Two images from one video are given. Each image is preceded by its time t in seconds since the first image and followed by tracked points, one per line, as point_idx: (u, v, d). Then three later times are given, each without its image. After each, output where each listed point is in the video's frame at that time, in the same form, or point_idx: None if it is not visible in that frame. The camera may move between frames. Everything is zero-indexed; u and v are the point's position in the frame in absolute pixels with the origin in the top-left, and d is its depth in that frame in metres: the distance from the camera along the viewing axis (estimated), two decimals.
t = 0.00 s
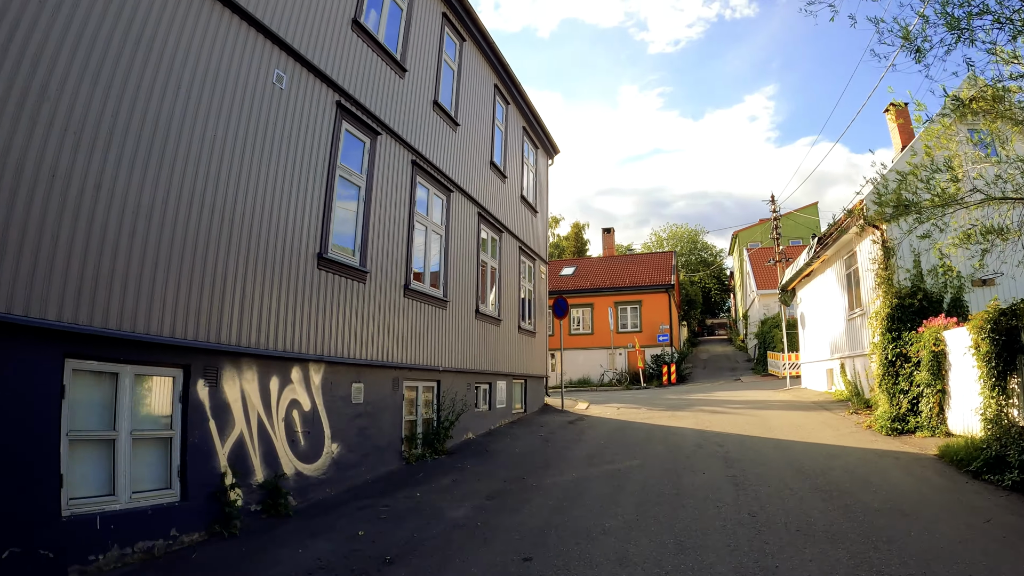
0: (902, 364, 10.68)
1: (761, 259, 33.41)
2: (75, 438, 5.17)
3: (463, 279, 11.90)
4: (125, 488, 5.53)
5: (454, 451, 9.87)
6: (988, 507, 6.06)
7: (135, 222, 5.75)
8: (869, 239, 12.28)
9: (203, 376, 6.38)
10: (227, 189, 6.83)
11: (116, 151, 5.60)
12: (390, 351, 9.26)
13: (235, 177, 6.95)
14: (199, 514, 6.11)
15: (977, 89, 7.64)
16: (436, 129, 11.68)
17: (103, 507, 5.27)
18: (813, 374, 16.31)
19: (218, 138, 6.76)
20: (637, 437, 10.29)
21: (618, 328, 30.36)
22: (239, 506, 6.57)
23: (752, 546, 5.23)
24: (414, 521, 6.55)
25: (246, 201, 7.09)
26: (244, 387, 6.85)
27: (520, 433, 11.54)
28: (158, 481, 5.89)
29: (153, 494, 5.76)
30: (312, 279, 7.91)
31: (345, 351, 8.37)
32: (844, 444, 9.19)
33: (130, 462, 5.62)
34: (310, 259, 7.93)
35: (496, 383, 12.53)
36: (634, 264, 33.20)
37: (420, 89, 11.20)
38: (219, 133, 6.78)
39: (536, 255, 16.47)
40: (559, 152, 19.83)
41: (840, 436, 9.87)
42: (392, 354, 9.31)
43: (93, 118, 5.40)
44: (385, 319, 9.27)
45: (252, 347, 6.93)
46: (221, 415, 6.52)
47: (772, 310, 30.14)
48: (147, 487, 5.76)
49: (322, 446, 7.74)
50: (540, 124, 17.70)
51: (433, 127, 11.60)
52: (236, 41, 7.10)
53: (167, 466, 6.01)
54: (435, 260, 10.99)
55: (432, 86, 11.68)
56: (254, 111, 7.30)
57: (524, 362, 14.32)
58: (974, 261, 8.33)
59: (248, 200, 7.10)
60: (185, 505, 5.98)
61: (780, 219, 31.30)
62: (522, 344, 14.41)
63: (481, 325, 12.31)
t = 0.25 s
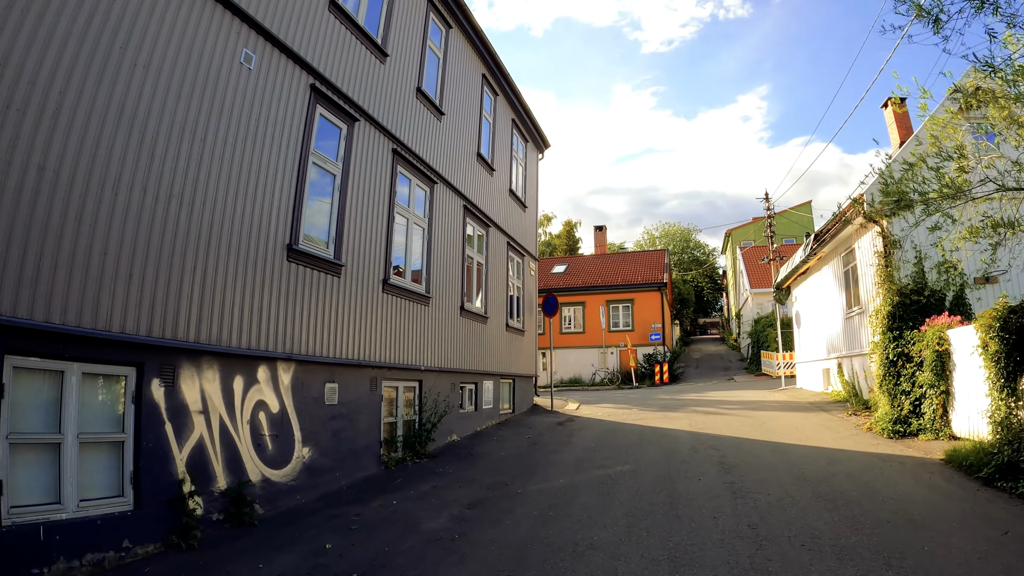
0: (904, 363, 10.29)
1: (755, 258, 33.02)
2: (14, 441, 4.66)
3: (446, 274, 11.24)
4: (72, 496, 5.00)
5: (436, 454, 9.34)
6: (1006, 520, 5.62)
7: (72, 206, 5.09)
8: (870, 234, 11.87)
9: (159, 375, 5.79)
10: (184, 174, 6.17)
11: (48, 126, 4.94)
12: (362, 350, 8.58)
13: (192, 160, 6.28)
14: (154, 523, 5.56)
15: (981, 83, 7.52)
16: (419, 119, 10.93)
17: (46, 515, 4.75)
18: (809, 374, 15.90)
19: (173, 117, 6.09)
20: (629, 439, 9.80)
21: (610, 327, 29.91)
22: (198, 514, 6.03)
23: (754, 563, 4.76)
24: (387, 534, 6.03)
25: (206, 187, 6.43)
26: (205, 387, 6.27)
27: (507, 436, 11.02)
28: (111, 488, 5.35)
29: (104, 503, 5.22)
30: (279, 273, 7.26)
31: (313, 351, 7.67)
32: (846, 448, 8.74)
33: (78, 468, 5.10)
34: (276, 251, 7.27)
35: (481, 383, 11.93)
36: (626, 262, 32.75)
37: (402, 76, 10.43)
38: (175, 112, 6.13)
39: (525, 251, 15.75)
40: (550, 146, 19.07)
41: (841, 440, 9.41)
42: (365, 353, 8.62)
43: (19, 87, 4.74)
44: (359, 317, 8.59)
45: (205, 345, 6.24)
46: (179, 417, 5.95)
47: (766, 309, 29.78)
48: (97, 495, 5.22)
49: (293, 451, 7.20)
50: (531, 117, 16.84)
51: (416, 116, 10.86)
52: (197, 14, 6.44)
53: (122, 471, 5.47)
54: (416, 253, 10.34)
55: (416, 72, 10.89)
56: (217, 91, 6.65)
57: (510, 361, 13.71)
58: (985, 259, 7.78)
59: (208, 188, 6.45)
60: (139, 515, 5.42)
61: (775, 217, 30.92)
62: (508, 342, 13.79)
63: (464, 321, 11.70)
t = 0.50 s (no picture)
0: (908, 364, 9.92)
1: (750, 256, 32.66)
2: None
3: (432, 270, 10.68)
4: (15, 506, 4.50)
5: (421, 458, 8.86)
6: None
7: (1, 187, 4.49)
8: (874, 230, 11.47)
9: (114, 375, 5.24)
10: (138, 158, 5.57)
11: None
12: (340, 350, 8.01)
13: (150, 144, 5.71)
14: (109, 535, 5.00)
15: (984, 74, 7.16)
16: (406, 106, 10.32)
17: None
18: (807, 374, 15.51)
19: (131, 97, 5.55)
20: (622, 442, 9.36)
21: (603, 325, 29.47)
22: (158, 526, 5.45)
23: None
24: (362, 548, 5.55)
25: (167, 174, 5.86)
26: (167, 389, 5.73)
27: (496, 438, 10.55)
28: (61, 497, 4.83)
29: (52, 513, 4.70)
30: (248, 268, 6.69)
31: (286, 350, 7.10)
32: (850, 453, 8.31)
33: (20, 475, 4.59)
34: (246, 244, 6.70)
35: (468, 384, 11.40)
36: (620, 260, 32.31)
37: (387, 60, 9.81)
38: (133, 92, 5.58)
39: (517, 247, 15.18)
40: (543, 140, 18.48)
41: (844, 443, 8.99)
42: (343, 352, 8.05)
43: None
44: (337, 314, 8.02)
45: (163, 342, 5.68)
46: (136, 419, 5.39)
47: (760, 307, 29.43)
48: (44, 505, 4.71)
49: (262, 457, 6.67)
50: (523, 109, 16.25)
51: (402, 104, 10.25)
52: None
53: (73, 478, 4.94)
54: (400, 246, 9.78)
55: (402, 57, 10.27)
56: (178, 69, 6.07)
57: (499, 361, 13.18)
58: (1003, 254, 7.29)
59: (167, 174, 5.86)
60: (92, 526, 4.89)
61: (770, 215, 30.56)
62: (497, 340, 13.27)
63: (450, 319, 11.16)
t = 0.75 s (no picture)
0: (915, 365, 9.49)
1: (747, 255, 32.26)
2: None
3: (417, 265, 10.12)
4: None
5: (403, 463, 8.36)
6: None
7: None
8: (878, 226, 11.06)
9: (57, 374, 4.69)
10: (87, 134, 4.99)
11: None
12: (316, 349, 7.44)
13: (99, 121, 5.10)
14: (53, 550, 4.46)
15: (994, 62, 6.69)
16: (390, 92, 9.72)
17: None
18: (806, 375, 15.10)
19: (77, 66, 4.94)
20: (616, 445, 8.89)
21: (597, 325, 29.01)
22: (109, 539, 4.88)
23: None
24: (331, 564, 5.04)
25: (119, 154, 5.26)
26: (121, 389, 5.18)
27: (484, 441, 10.06)
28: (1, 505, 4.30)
29: None
30: (213, 260, 6.11)
31: (254, 349, 6.54)
32: (858, 459, 7.86)
33: None
34: (210, 233, 6.12)
35: (456, 385, 10.86)
36: (615, 259, 31.83)
37: (370, 41, 9.21)
38: (80, 60, 4.98)
39: (508, 242, 14.60)
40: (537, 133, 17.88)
41: (850, 448, 8.56)
42: (320, 351, 7.48)
43: None
44: (313, 310, 7.46)
45: (113, 338, 5.08)
46: (84, 421, 4.84)
47: (756, 307, 29.03)
48: None
49: (226, 462, 6.13)
50: (516, 101, 15.63)
51: (386, 90, 9.64)
52: None
53: (15, 485, 4.39)
54: (383, 239, 9.23)
55: (387, 39, 9.66)
56: (137, 40, 5.48)
57: (488, 360, 12.64)
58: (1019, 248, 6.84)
59: (121, 154, 5.28)
60: (35, 539, 4.36)
61: (767, 213, 30.13)
62: (487, 340, 12.74)
63: (437, 316, 10.62)
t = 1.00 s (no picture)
0: (923, 367, 9.09)
1: (744, 254, 31.86)
2: None
3: (401, 261, 9.58)
4: None
5: (384, 469, 7.88)
6: None
7: None
8: (883, 222, 10.64)
9: None
10: (24, 109, 4.43)
11: None
12: (287, 349, 6.91)
13: (35, 93, 4.53)
14: None
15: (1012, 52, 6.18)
16: (373, 78, 9.15)
17: None
18: (805, 376, 14.69)
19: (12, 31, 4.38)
20: (609, 450, 8.43)
21: (592, 324, 28.57)
22: (55, 555, 4.37)
23: None
24: None
25: (63, 133, 4.70)
26: (70, 390, 4.69)
27: (472, 445, 9.59)
28: None
29: None
30: (170, 251, 5.57)
31: (217, 349, 6.01)
32: (865, 466, 7.43)
33: None
34: (170, 224, 5.58)
35: (442, 386, 10.34)
36: (610, 258, 31.39)
37: (352, 23, 8.63)
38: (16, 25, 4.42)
39: (499, 239, 14.04)
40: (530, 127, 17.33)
41: (855, 454, 8.12)
42: (291, 352, 6.95)
43: None
44: (284, 308, 6.93)
45: (49, 334, 4.51)
46: (24, 425, 4.34)
47: (752, 306, 28.63)
48: None
49: (188, 472, 5.61)
50: (509, 93, 15.05)
51: (369, 75, 9.06)
52: None
53: None
54: (364, 231, 8.70)
55: (371, 22, 9.08)
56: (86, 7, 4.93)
57: (476, 361, 12.12)
58: None
59: (65, 133, 4.72)
60: None
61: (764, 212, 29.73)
62: (475, 339, 12.21)
63: (422, 314, 10.10)
